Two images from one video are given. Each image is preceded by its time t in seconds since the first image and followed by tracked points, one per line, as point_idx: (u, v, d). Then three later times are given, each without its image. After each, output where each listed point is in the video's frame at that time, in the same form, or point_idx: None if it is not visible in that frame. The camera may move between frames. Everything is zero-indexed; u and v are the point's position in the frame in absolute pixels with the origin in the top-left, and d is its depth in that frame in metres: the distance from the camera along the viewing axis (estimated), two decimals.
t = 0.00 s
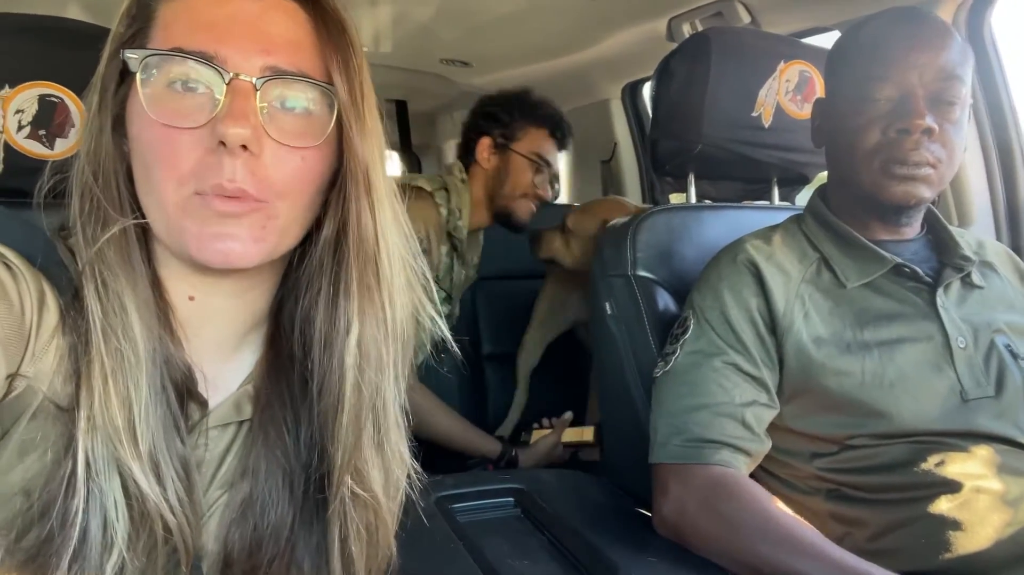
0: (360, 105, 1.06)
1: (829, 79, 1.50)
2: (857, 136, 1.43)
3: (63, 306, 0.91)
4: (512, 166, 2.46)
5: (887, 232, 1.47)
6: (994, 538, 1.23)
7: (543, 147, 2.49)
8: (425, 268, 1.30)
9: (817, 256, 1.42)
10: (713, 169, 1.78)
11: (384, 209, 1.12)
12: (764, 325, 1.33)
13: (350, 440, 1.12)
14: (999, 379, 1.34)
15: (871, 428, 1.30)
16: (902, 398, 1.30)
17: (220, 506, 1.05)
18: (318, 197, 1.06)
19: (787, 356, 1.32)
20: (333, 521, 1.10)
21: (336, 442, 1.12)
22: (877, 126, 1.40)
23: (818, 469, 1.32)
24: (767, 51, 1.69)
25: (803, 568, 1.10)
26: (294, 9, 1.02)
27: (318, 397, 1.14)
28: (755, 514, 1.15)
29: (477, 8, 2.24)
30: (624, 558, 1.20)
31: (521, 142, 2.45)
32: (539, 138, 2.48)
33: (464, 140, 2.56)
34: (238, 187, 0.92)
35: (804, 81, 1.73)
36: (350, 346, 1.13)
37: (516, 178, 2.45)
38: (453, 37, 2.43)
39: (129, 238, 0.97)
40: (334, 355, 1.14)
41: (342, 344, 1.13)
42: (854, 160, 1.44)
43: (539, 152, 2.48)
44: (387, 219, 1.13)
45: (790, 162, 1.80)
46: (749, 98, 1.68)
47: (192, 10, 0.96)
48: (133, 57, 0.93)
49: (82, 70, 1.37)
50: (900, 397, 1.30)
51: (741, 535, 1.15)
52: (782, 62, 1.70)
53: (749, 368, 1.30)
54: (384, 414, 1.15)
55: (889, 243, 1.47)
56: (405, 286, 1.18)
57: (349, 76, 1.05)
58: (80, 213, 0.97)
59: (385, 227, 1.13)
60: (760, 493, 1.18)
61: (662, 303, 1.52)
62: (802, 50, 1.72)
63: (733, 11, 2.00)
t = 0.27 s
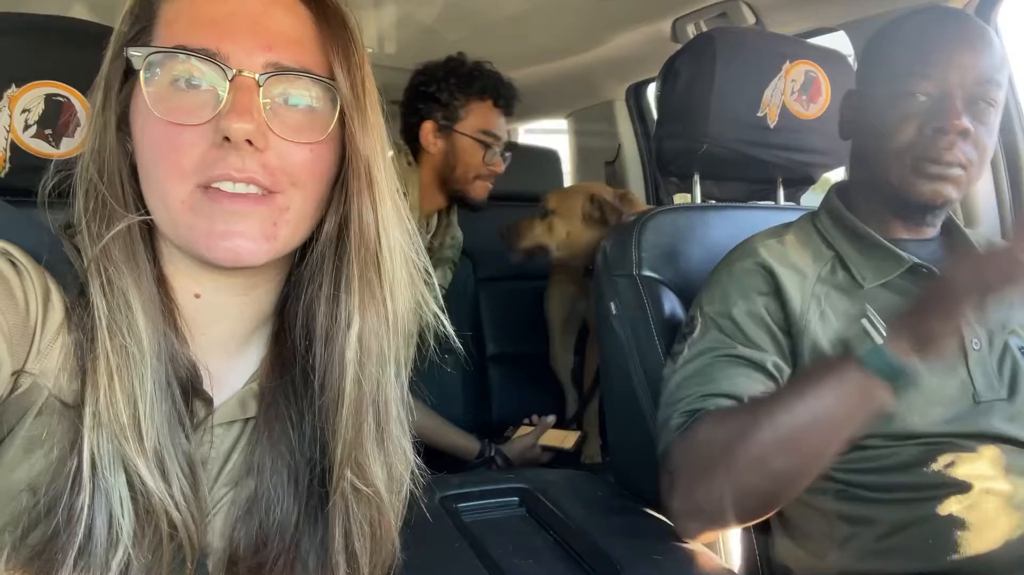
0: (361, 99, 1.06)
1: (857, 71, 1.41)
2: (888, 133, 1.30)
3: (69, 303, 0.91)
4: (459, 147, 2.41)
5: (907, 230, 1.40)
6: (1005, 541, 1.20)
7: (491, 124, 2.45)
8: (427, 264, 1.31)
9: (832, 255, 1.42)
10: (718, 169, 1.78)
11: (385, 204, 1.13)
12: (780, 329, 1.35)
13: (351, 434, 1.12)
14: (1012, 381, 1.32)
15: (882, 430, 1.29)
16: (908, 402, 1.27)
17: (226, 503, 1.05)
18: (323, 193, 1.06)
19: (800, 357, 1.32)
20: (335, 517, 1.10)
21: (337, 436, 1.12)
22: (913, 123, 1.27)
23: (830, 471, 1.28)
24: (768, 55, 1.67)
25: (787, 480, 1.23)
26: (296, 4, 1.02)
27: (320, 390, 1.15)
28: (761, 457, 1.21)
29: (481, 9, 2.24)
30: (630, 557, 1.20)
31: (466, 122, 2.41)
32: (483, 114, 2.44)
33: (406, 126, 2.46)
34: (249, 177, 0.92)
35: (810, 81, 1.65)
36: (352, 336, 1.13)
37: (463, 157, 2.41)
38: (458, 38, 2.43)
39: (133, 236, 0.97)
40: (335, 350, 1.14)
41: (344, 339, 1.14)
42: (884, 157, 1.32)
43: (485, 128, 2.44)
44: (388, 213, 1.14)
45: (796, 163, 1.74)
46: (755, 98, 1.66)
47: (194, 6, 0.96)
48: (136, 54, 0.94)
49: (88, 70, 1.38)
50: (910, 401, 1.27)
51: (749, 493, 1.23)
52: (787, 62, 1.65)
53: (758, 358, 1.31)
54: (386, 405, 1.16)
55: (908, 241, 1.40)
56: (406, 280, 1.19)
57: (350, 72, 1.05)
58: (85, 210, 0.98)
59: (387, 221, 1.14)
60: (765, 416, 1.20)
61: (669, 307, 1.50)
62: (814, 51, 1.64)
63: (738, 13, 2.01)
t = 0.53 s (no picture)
0: (366, 98, 1.06)
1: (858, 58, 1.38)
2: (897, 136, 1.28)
3: (73, 301, 0.91)
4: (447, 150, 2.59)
5: (907, 226, 1.36)
6: (1007, 539, 1.20)
7: (480, 126, 2.62)
8: (430, 261, 1.31)
9: (825, 245, 1.36)
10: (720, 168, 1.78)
11: (390, 203, 1.13)
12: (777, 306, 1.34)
13: (354, 432, 1.11)
14: (1008, 373, 1.29)
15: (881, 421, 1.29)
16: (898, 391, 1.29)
17: (229, 501, 1.04)
18: (326, 191, 1.06)
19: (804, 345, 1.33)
20: (338, 514, 1.10)
21: (341, 433, 1.11)
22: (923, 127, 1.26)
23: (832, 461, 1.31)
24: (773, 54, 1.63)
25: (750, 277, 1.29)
26: (300, 2, 1.02)
27: (324, 387, 1.15)
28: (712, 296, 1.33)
29: (483, 10, 2.24)
30: (633, 555, 1.20)
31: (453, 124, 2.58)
32: (471, 117, 2.61)
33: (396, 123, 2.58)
34: (250, 176, 0.92)
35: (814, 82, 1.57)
36: (356, 333, 1.13)
37: (450, 157, 2.59)
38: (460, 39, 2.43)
39: (136, 233, 0.97)
40: (339, 348, 1.14)
41: (348, 336, 1.14)
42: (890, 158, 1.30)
43: (474, 132, 2.62)
44: (393, 213, 1.13)
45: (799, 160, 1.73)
46: (758, 97, 1.64)
47: (197, 3, 0.95)
48: (141, 53, 0.93)
49: (91, 69, 1.38)
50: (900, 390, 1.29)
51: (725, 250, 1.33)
52: (788, 62, 1.60)
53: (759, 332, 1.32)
54: (388, 402, 1.15)
55: (907, 236, 1.36)
56: (410, 279, 1.18)
57: (355, 71, 1.05)
58: (88, 207, 0.98)
59: (391, 220, 1.13)
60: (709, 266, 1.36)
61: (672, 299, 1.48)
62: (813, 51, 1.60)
63: (739, 13, 2.02)
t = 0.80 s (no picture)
0: (367, 100, 1.06)
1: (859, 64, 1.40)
2: (905, 134, 1.28)
3: (73, 300, 0.91)
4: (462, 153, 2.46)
5: (906, 226, 1.36)
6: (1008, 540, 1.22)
7: (494, 129, 2.48)
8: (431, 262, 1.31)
9: (823, 245, 1.39)
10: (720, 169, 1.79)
11: (391, 205, 1.12)
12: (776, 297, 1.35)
13: (356, 433, 1.12)
14: (1007, 371, 1.30)
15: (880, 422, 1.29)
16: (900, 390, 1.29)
17: (230, 501, 1.05)
18: (327, 192, 1.06)
19: (803, 346, 1.33)
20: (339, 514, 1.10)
21: (342, 434, 1.12)
22: (932, 127, 1.26)
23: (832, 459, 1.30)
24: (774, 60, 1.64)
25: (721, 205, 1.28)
26: (301, 4, 1.02)
27: (325, 390, 1.15)
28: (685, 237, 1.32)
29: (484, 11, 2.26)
30: (635, 554, 1.20)
31: (467, 126, 2.43)
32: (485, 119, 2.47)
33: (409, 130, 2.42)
34: (253, 176, 0.93)
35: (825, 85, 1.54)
36: (358, 336, 1.14)
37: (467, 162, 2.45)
38: (461, 41, 2.44)
39: (137, 232, 0.97)
40: (341, 349, 1.15)
41: (349, 336, 1.14)
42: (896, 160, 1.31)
43: (489, 134, 2.47)
44: (393, 215, 1.13)
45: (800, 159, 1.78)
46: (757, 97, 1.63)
47: (198, 4, 0.95)
48: (142, 54, 0.93)
49: (93, 71, 1.39)
50: (902, 389, 1.29)
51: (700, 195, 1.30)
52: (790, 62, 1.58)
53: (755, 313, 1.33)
54: (390, 403, 1.15)
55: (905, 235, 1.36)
56: (411, 280, 1.19)
57: (356, 73, 1.05)
58: (88, 207, 0.98)
59: (392, 222, 1.13)
60: (689, 207, 1.36)
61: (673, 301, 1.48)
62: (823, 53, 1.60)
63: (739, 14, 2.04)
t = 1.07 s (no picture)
0: (364, 109, 1.06)
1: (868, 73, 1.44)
2: (907, 140, 1.32)
3: (66, 307, 0.91)
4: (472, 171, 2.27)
5: (905, 234, 1.39)
6: (1007, 546, 1.21)
7: (506, 146, 2.32)
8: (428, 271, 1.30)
9: (824, 253, 1.40)
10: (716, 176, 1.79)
11: (388, 214, 1.12)
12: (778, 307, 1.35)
13: (352, 442, 1.11)
14: (1005, 380, 1.31)
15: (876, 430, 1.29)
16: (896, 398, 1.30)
17: (224, 508, 1.04)
18: (324, 199, 1.05)
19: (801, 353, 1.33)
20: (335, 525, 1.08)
21: (338, 444, 1.11)
22: (935, 133, 1.30)
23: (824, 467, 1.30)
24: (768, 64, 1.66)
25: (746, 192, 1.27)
26: (299, 11, 1.01)
27: (321, 398, 1.14)
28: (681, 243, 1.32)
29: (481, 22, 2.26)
30: (632, 563, 1.19)
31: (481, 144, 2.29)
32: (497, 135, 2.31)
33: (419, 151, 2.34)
34: (254, 179, 0.94)
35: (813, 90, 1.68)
36: (353, 346, 1.13)
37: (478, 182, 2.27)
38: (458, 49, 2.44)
39: (131, 239, 0.97)
40: (336, 359, 1.14)
41: (344, 345, 1.13)
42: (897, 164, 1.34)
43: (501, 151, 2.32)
44: (390, 224, 1.13)
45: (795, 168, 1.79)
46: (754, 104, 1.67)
47: (196, 13, 0.96)
48: (139, 62, 0.94)
49: (89, 77, 1.38)
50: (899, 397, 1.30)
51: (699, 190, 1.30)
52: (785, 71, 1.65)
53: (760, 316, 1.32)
54: (386, 412, 1.15)
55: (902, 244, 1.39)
56: (407, 288, 1.18)
57: (354, 82, 1.04)
58: (82, 214, 0.98)
59: (389, 231, 1.13)
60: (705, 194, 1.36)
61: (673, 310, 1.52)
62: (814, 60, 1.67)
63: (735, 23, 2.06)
